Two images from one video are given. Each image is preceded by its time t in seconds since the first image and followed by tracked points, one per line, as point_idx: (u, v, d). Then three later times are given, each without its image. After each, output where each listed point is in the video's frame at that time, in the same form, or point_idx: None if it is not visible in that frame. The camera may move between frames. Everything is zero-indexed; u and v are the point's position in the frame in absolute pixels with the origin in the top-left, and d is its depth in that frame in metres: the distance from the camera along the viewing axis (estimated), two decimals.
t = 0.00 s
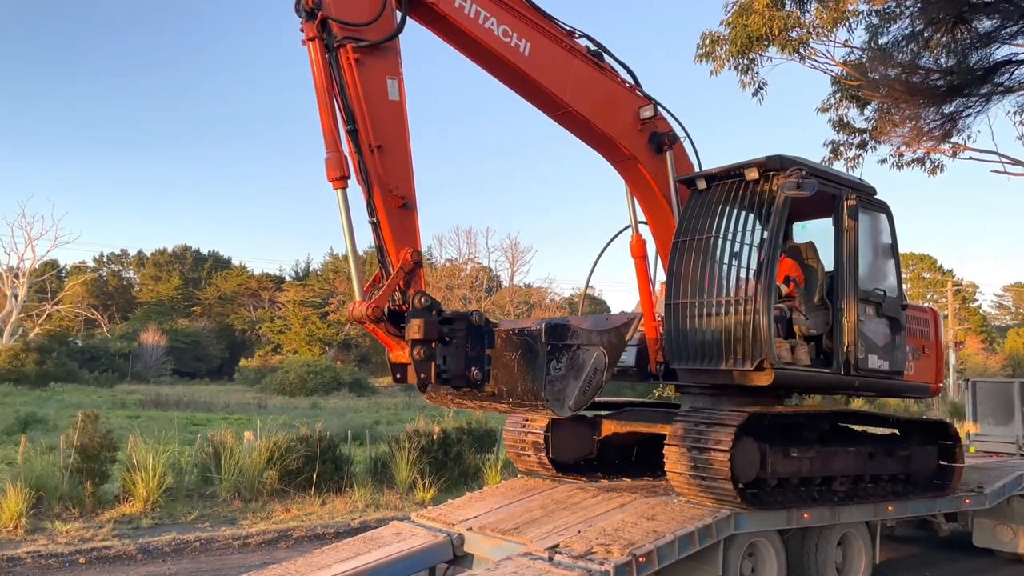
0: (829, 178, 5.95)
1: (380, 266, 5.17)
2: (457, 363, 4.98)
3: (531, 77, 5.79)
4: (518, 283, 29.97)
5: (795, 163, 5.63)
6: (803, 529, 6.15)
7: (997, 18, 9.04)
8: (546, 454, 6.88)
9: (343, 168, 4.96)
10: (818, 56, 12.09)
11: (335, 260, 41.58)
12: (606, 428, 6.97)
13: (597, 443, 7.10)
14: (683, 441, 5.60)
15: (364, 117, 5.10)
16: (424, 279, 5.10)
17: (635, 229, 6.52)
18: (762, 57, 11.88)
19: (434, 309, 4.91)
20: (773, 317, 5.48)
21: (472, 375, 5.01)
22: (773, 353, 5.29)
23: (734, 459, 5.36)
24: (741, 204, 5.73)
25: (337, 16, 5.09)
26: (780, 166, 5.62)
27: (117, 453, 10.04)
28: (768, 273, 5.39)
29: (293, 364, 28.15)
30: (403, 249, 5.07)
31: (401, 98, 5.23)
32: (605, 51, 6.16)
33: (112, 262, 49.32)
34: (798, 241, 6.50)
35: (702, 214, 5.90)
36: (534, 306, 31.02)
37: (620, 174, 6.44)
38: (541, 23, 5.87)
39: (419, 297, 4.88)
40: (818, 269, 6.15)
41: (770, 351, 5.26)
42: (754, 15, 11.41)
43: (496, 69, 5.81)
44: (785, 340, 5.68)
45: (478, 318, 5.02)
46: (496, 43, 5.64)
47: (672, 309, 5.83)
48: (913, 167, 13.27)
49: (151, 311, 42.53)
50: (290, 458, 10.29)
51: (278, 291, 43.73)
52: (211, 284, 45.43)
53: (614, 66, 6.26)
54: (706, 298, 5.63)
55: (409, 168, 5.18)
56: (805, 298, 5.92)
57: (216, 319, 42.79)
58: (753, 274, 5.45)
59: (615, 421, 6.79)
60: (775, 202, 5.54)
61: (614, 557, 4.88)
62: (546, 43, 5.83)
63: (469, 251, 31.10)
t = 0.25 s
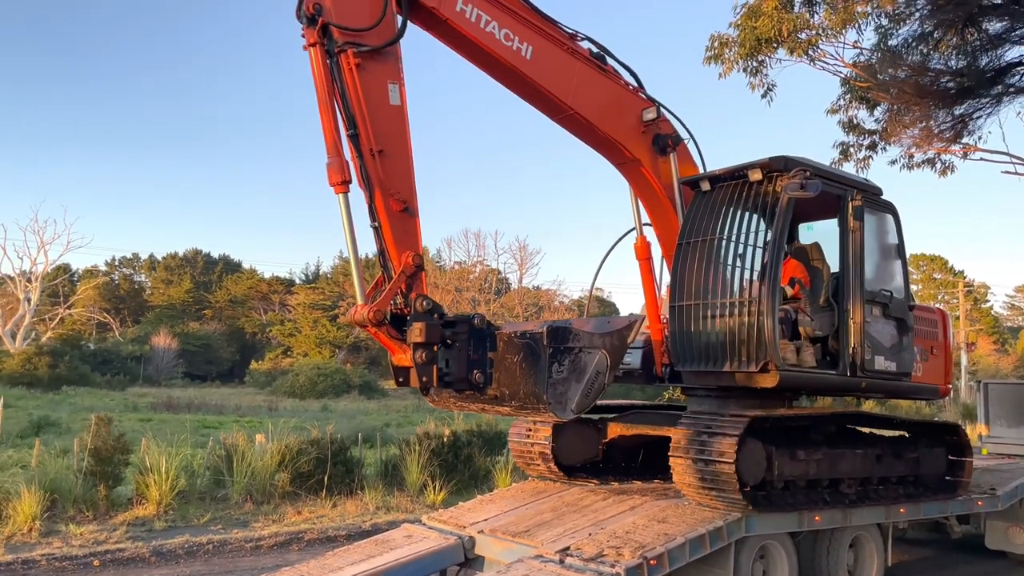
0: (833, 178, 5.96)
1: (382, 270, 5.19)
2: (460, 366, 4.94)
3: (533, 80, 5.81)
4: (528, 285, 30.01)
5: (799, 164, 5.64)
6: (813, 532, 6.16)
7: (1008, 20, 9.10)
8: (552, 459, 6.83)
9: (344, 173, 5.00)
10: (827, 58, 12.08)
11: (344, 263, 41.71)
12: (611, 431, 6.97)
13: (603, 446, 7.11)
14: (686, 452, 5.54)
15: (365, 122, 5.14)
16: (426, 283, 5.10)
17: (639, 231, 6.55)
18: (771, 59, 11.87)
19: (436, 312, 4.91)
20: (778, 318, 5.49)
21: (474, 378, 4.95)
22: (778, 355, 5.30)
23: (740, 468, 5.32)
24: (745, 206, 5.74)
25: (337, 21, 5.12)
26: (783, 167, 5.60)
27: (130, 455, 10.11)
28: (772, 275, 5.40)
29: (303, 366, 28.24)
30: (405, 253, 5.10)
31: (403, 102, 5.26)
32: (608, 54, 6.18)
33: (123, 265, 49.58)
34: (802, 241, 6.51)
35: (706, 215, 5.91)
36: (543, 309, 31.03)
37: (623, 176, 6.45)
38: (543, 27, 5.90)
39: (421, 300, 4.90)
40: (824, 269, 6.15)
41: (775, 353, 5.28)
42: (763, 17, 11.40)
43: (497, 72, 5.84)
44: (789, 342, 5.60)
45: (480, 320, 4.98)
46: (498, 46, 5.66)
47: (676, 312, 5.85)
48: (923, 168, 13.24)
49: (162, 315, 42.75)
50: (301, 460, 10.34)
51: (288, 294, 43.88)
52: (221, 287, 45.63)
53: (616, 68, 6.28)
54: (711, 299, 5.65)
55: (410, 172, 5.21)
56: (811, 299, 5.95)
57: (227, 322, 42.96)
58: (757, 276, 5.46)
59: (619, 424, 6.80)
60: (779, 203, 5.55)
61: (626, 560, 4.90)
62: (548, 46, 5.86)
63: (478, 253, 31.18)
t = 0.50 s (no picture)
0: (839, 178, 5.94)
1: (384, 272, 5.21)
2: (462, 368, 4.95)
3: (536, 81, 5.82)
4: (538, 288, 29.99)
5: (804, 164, 5.65)
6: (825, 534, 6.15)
7: (1017, 19, 9.10)
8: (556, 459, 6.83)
9: (346, 175, 5.02)
10: (836, 58, 12.04)
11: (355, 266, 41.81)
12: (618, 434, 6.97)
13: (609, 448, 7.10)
14: (690, 463, 5.50)
15: (367, 124, 5.14)
16: (429, 284, 5.15)
17: (644, 232, 6.55)
18: (780, 60, 11.85)
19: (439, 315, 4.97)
20: (784, 320, 5.48)
21: (477, 380, 4.98)
22: (784, 357, 5.29)
23: (745, 479, 5.28)
24: (750, 206, 5.74)
25: (338, 23, 5.15)
26: (788, 166, 5.62)
27: (142, 459, 10.17)
28: (777, 275, 5.39)
29: (314, 370, 28.31)
30: (408, 254, 5.12)
31: (405, 104, 5.28)
32: (612, 54, 6.18)
33: (136, 269, 49.84)
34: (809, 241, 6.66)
35: (712, 216, 5.92)
36: (553, 311, 31.01)
37: (628, 177, 6.45)
38: (545, 27, 5.90)
39: (423, 302, 4.93)
40: (831, 269, 6.17)
41: (780, 354, 5.26)
42: (772, 18, 11.38)
43: (499, 73, 5.83)
44: (796, 343, 5.67)
45: (483, 322, 5.01)
46: (500, 47, 5.67)
47: (681, 313, 5.85)
48: (935, 168, 13.17)
49: (174, 318, 42.97)
50: (312, 463, 10.38)
51: (299, 297, 44.00)
52: (232, 291, 45.82)
53: (620, 69, 6.28)
54: (716, 300, 5.64)
55: (411, 174, 5.21)
56: (817, 300, 6.01)
57: (238, 326, 43.12)
58: (762, 276, 5.45)
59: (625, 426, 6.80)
60: (784, 204, 5.54)
61: (636, 563, 4.90)
62: (550, 47, 5.86)
63: (488, 256, 31.24)
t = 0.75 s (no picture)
0: (846, 177, 5.93)
1: (385, 274, 5.20)
2: (465, 371, 4.97)
3: (537, 81, 5.82)
4: (548, 290, 29.98)
5: (810, 163, 5.65)
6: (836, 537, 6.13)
7: None
8: (560, 465, 6.83)
9: (346, 177, 5.03)
10: (846, 58, 11.99)
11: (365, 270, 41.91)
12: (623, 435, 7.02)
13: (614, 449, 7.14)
14: (696, 475, 5.50)
15: (367, 127, 5.16)
16: (430, 286, 5.15)
17: (648, 233, 6.54)
18: (789, 60, 11.80)
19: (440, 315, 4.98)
20: (789, 321, 5.51)
21: (480, 383, 5.00)
22: (789, 358, 5.33)
23: (750, 484, 5.29)
24: (755, 206, 5.76)
25: (338, 24, 5.16)
26: (794, 166, 5.63)
27: (154, 462, 10.21)
28: (783, 276, 5.42)
29: (326, 373, 28.37)
30: (409, 256, 5.12)
31: (405, 105, 5.30)
32: (614, 53, 6.17)
33: (149, 274, 50.11)
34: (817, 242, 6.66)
35: (717, 216, 5.94)
36: (564, 314, 30.97)
37: (632, 177, 6.44)
38: (548, 27, 5.90)
39: (424, 304, 4.94)
40: (838, 270, 6.20)
41: (786, 356, 5.30)
42: (781, 18, 11.35)
43: (501, 73, 5.84)
44: (802, 345, 5.69)
45: (486, 324, 5.04)
46: (502, 47, 5.67)
47: (686, 314, 5.88)
48: (947, 168, 13.08)
49: (187, 323, 43.17)
50: (323, 466, 10.40)
51: (311, 300, 44.13)
52: (244, 294, 46.00)
53: (623, 68, 6.26)
54: (721, 302, 5.67)
55: (413, 176, 5.23)
56: (823, 301, 6.01)
57: (250, 330, 43.28)
58: (767, 278, 5.48)
59: (630, 426, 6.87)
60: (790, 203, 5.58)
61: (646, 565, 4.89)
62: (552, 47, 5.86)
63: (499, 258, 31.28)
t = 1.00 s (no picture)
0: (851, 180, 5.92)
1: (388, 282, 5.24)
2: (469, 378, 4.99)
3: (538, 87, 5.83)
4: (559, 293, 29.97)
5: (815, 166, 5.64)
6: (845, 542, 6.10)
7: None
8: (569, 472, 6.85)
9: (348, 185, 5.06)
10: (856, 60, 11.95)
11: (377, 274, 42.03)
12: (629, 441, 7.10)
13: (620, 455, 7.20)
14: (702, 485, 5.48)
15: (368, 135, 5.19)
16: (433, 294, 5.16)
17: (652, 237, 6.53)
18: (798, 63, 11.77)
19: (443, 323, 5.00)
20: (795, 324, 5.50)
21: (483, 391, 5.00)
22: (795, 362, 5.31)
23: (757, 491, 5.29)
24: (760, 209, 5.75)
25: (338, 33, 5.20)
26: (798, 169, 5.62)
27: (166, 467, 10.29)
28: (788, 280, 5.42)
29: (338, 377, 28.45)
30: (411, 264, 5.15)
31: (406, 112, 5.32)
32: (616, 58, 6.17)
33: (163, 279, 50.42)
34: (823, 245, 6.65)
35: (722, 220, 5.94)
36: (576, 317, 30.95)
37: (636, 182, 6.44)
38: (549, 32, 5.91)
39: (427, 312, 4.98)
40: (845, 272, 6.21)
41: (792, 360, 5.29)
42: (789, 20, 11.32)
43: (503, 79, 5.86)
44: (808, 348, 5.70)
45: (489, 332, 5.05)
46: (504, 54, 5.69)
47: (691, 318, 5.88)
48: (959, 170, 13.00)
49: (200, 327, 43.44)
50: (333, 470, 10.45)
51: (323, 304, 44.29)
52: (257, 299, 46.22)
53: (626, 72, 6.27)
54: (726, 306, 5.67)
55: (415, 183, 5.26)
56: (830, 304, 5.98)
57: (263, 334, 43.48)
58: (772, 281, 5.48)
59: (638, 432, 6.93)
60: (795, 206, 5.57)
61: (652, 571, 4.89)
62: (554, 52, 5.87)
63: (510, 261, 31.33)
